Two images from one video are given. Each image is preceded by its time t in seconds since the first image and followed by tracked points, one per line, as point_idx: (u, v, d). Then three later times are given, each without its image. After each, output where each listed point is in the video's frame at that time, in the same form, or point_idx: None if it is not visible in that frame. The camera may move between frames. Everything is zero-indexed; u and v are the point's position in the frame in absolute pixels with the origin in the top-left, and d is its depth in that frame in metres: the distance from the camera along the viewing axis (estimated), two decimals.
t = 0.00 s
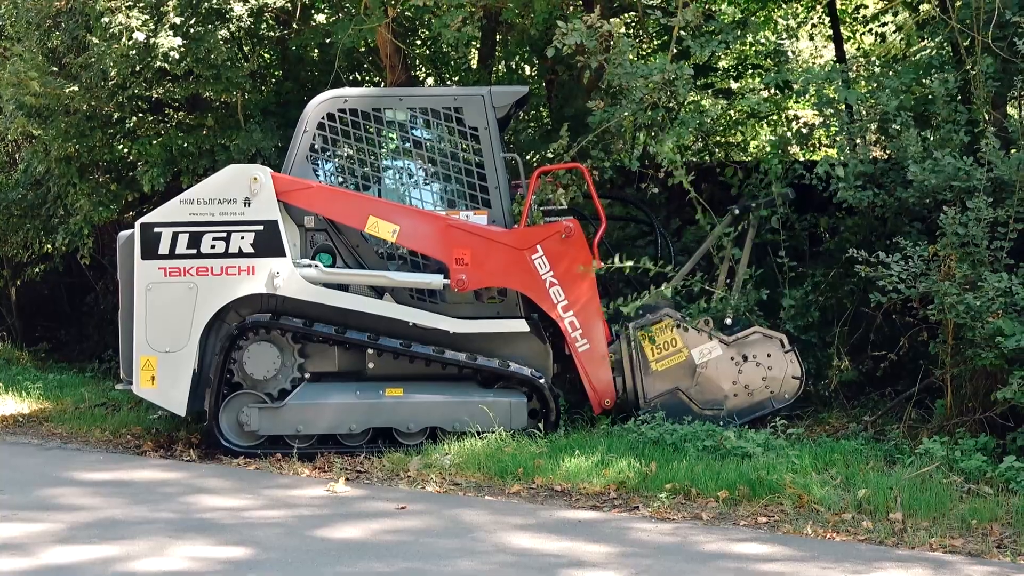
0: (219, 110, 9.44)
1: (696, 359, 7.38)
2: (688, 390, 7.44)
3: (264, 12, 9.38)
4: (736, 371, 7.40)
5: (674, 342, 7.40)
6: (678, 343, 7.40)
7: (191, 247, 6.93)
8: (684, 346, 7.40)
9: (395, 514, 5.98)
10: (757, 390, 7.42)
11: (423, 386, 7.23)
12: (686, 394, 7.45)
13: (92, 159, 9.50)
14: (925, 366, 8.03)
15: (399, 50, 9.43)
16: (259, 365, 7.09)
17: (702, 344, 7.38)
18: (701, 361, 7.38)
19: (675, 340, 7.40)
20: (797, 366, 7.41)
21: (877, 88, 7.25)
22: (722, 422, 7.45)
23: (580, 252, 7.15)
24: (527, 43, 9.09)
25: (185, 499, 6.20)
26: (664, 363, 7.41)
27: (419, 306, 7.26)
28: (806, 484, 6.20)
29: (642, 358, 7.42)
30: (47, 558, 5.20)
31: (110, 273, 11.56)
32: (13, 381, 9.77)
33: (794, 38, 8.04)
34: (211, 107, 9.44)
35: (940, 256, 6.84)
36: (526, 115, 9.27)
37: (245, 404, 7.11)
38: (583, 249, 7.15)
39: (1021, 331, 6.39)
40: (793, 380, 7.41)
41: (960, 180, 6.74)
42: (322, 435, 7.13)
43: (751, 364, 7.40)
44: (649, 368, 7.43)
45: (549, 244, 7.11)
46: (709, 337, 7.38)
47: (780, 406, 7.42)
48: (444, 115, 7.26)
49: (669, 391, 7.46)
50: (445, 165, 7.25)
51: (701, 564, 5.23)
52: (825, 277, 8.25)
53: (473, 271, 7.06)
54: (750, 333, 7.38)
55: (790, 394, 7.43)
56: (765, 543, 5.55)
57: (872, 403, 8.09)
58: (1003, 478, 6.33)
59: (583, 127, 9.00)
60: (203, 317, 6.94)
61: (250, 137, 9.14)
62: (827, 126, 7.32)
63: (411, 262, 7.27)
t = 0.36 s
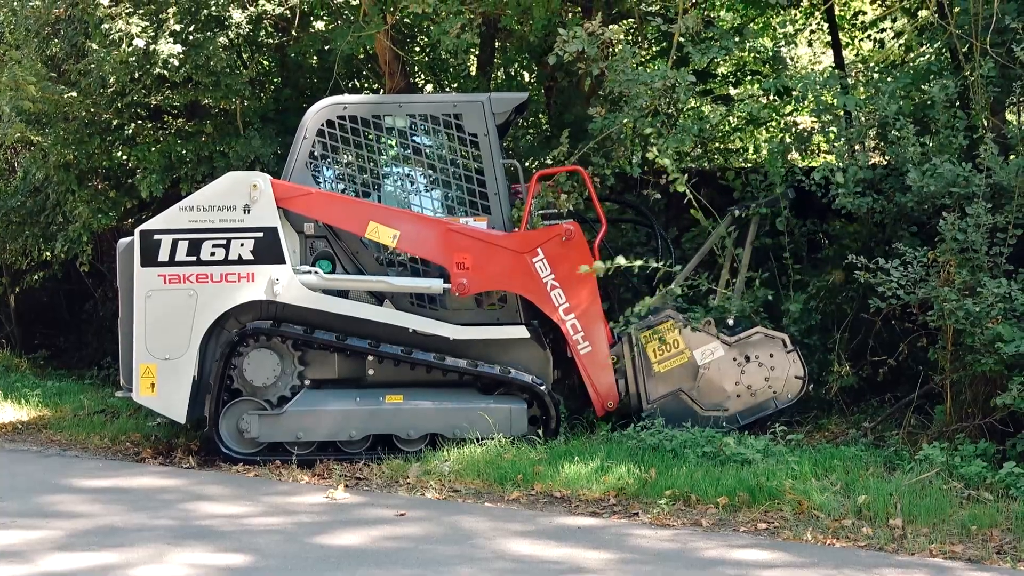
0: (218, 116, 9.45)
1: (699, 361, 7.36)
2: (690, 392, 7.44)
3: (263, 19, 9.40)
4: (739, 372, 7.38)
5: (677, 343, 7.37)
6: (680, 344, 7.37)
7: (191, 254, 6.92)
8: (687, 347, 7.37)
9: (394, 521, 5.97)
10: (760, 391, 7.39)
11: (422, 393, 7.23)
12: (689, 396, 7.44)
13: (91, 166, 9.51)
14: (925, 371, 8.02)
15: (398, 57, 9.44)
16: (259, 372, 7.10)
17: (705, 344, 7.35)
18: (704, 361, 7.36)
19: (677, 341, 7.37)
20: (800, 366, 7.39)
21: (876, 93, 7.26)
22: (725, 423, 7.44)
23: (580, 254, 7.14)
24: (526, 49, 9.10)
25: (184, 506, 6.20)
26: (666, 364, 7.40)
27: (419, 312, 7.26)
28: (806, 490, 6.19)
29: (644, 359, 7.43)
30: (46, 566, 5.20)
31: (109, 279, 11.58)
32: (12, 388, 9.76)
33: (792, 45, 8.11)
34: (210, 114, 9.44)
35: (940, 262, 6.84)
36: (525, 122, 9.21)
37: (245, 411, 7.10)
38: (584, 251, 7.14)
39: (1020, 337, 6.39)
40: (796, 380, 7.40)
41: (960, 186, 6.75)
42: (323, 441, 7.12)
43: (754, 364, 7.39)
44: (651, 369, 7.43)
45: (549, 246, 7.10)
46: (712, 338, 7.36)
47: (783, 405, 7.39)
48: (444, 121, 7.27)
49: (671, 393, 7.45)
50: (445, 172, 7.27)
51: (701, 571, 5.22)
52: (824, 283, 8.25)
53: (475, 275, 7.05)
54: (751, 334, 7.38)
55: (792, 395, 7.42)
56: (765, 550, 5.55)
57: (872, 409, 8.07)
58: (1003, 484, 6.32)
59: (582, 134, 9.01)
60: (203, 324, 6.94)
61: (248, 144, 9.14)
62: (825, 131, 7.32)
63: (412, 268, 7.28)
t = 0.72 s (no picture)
0: (218, 120, 9.46)
1: (700, 363, 7.38)
2: (691, 395, 7.42)
3: (263, 23, 9.43)
4: (740, 375, 7.39)
5: (678, 345, 7.40)
6: (681, 347, 7.39)
7: (191, 257, 6.94)
8: (688, 349, 7.39)
9: (394, 524, 5.97)
10: (761, 394, 7.39)
11: (422, 397, 7.23)
12: (689, 399, 7.44)
13: (91, 169, 9.52)
14: (925, 376, 8.01)
15: (399, 61, 9.45)
16: (259, 376, 7.10)
17: (706, 346, 7.38)
18: (704, 364, 7.38)
19: (678, 343, 7.40)
20: (801, 369, 7.39)
21: (877, 98, 7.27)
22: (726, 426, 7.44)
23: (580, 256, 7.13)
24: (526, 53, 9.10)
25: (184, 510, 6.20)
26: (667, 367, 7.43)
27: (420, 316, 7.25)
28: (806, 494, 6.19)
29: (645, 362, 7.46)
30: (45, 569, 5.21)
31: (109, 282, 11.59)
32: (12, 391, 9.76)
33: (793, 49, 8.13)
34: (211, 117, 9.45)
35: (940, 266, 6.83)
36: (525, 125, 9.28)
37: (245, 415, 7.10)
38: (585, 253, 7.13)
39: (1021, 341, 6.39)
40: (797, 383, 7.39)
41: (960, 190, 6.75)
42: (323, 445, 7.13)
43: (755, 367, 7.39)
44: (652, 372, 7.46)
45: (550, 249, 7.09)
46: (712, 340, 7.38)
47: (784, 408, 7.40)
48: (444, 125, 7.28)
49: (671, 396, 7.45)
50: (445, 176, 7.26)
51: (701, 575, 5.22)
52: (825, 287, 8.22)
53: (475, 277, 7.04)
54: (752, 337, 7.38)
55: (794, 397, 7.42)
56: (765, 554, 5.55)
57: (872, 414, 8.08)
58: (1003, 488, 6.32)
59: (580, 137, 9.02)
60: (203, 328, 6.95)
61: (248, 148, 9.15)
62: (825, 135, 7.33)
63: (411, 272, 7.28)
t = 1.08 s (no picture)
0: (218, 119, 9.47)
1: (708, 362, 7.36)
2: (699, 394, 7.40)
3: (264, 22, 9.43)
4: (748, 373, 7.37)
5: (686, 344, 7.37)
6: (690, 345, 7.36)
7: (198, 256, 6.95)
8: (696, 348, 7.36)
9: (394, 523, 5.97)
10: (770, 393, 7.37)
11: (429, 396, 7.23)
12: (697, 397, 7.42)
13: (91, 168, 9.52)
14: (925, 375, 8.01)
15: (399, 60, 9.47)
16: (266, 374, 7.11)
17: (714, 345, 7.35)
18: (713, 362, 7.36)
19: (687, 342, 7.37)
20: (810, 368, 7.37)
21: (877, 97, 7.26)
22: (734, 425, 7.43)
23: (588, 255, 7.12)
24: (527, 53, 9.10)
25: (184, 508, 6.20)
26: (675, 365, 7.38)
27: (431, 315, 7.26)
28: (806, 493, 6.19)
29: (652, 359, 7.41)
30: (45, 567, 5.21)
31: (110, 281, 11.60)
32: (12, 390, 9.77)
33: (793, 49, 8.13)
34: (211, 116, 9.46)
35: (940, 266, 6.83)
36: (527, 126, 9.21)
37: (253, 413, 7.12)
38: (593, 251, 7.11)
39: (1020, 341, 6.39)
40: (805, 382, 7.38)
41: (960, 190, 6.74)
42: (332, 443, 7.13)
43: (763, 366, 7.37)
44: (659, 369, 7.41)
45: (557, 247, 7.08)
46: (721, 339, 7.34)
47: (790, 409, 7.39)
48: (452, 124, 7.29)
49: (680, 394, 7.42)
50: (453, 174, 7.27)
51: (701, 574, 5.23)
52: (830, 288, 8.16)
53: (481, 275, 7.03)
54: (761, 336, 7.34)
55: (803, 396, 7.40)
56: (764, 553, 5.55)
57: (872, 413, 8.09)
58: (1003, 488, 6.32)
59: (583, 136, 8.97)
60: (211, 326, 6.97)
61: (248, 146, 9.15)
62: (825, 135, 7.33)
63: (419, 270, 7.27)
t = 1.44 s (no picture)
0: (218, 115, 9.46)
1: (714, 359, 7.34)
2: (706, 391, 7.36)
3: (264, 18, 9.42)
4: (755, 371, 7.33)
5: (692, 340, 7.36)
6: (695, 342, 7.35)
7: (207, 251, 7.00)
8: (702, 345, 7.35)
9: (394, 519, 5.98)
10: (777, 391, 7.31)
11: (437, 392, 7.23)
12: (703, 395, 7.38)
13: (92, 164, 9.52)
14: (925, 372, 8.00)
15: (399, 56, 9.53)
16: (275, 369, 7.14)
17: (720, 342, 7.33)
18: (718, 359, 7.34)
19: (693, 338, 7.36)
20: (818, 365, 7.30)
21: (878, 94, 7.25)
22: (742, 423, 7.36)
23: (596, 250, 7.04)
24: (528, 49, 9.09)
25: (184, 503, 6.21)
26: (680, 362, 7.38)
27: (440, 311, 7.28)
28: (805, 490, 6.19)
29: (658, 356, 7.40)
30: (46, 562, 5.23)
31: (110, 277, 11.60)
32: (13, 385, 9.78)
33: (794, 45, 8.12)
34: (211, 112, 9.45)
35: (940, 262, 6.83)
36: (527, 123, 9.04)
37: (260, 408, 7.14)
38: (601, 247, 7.04)
39: (1020, 337, 6.39)
40: (813, 380, 7.31)
41: (961, 187, 6.74)
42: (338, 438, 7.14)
43: (770, 363, 7.32)
44: (664, 366, 7.41)
45: (565, 243, 7.04)
46: (727, 336, 7.32)
47: (796, 407, 7.31)
48: (460, 119, 7.27)
49: (685, 392, 7.39)
50: (460, 170, 7.26)
51: (701, 569, 5.23)
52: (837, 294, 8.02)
53: (488, 271, 7.02)
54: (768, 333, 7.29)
55: (812, 394, 7.32)
56: (764, 549, 5.55)
57: (872, 410, 8.09)
58: (1003, 484, 6.32)
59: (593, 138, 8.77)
60: (220, 321, 7.01)
61: (248, 142, 9.15)
62: (826, 132, 7.32)
63: (427, 266, 7.28)
